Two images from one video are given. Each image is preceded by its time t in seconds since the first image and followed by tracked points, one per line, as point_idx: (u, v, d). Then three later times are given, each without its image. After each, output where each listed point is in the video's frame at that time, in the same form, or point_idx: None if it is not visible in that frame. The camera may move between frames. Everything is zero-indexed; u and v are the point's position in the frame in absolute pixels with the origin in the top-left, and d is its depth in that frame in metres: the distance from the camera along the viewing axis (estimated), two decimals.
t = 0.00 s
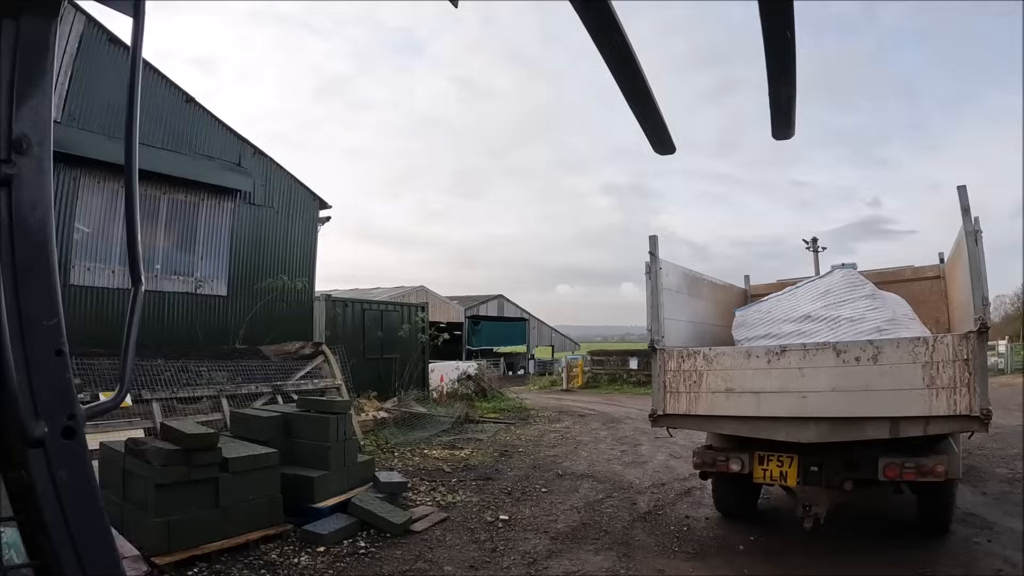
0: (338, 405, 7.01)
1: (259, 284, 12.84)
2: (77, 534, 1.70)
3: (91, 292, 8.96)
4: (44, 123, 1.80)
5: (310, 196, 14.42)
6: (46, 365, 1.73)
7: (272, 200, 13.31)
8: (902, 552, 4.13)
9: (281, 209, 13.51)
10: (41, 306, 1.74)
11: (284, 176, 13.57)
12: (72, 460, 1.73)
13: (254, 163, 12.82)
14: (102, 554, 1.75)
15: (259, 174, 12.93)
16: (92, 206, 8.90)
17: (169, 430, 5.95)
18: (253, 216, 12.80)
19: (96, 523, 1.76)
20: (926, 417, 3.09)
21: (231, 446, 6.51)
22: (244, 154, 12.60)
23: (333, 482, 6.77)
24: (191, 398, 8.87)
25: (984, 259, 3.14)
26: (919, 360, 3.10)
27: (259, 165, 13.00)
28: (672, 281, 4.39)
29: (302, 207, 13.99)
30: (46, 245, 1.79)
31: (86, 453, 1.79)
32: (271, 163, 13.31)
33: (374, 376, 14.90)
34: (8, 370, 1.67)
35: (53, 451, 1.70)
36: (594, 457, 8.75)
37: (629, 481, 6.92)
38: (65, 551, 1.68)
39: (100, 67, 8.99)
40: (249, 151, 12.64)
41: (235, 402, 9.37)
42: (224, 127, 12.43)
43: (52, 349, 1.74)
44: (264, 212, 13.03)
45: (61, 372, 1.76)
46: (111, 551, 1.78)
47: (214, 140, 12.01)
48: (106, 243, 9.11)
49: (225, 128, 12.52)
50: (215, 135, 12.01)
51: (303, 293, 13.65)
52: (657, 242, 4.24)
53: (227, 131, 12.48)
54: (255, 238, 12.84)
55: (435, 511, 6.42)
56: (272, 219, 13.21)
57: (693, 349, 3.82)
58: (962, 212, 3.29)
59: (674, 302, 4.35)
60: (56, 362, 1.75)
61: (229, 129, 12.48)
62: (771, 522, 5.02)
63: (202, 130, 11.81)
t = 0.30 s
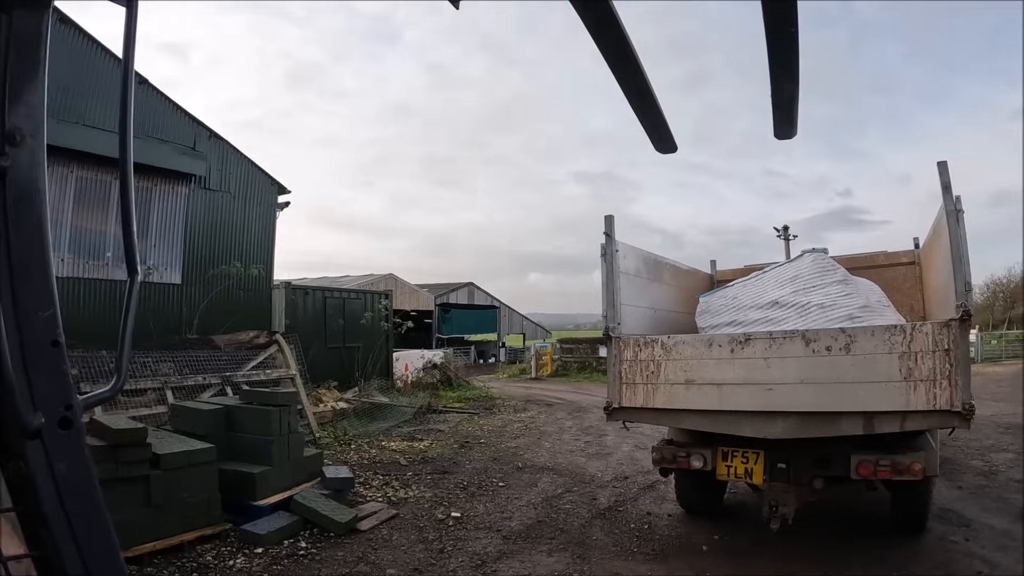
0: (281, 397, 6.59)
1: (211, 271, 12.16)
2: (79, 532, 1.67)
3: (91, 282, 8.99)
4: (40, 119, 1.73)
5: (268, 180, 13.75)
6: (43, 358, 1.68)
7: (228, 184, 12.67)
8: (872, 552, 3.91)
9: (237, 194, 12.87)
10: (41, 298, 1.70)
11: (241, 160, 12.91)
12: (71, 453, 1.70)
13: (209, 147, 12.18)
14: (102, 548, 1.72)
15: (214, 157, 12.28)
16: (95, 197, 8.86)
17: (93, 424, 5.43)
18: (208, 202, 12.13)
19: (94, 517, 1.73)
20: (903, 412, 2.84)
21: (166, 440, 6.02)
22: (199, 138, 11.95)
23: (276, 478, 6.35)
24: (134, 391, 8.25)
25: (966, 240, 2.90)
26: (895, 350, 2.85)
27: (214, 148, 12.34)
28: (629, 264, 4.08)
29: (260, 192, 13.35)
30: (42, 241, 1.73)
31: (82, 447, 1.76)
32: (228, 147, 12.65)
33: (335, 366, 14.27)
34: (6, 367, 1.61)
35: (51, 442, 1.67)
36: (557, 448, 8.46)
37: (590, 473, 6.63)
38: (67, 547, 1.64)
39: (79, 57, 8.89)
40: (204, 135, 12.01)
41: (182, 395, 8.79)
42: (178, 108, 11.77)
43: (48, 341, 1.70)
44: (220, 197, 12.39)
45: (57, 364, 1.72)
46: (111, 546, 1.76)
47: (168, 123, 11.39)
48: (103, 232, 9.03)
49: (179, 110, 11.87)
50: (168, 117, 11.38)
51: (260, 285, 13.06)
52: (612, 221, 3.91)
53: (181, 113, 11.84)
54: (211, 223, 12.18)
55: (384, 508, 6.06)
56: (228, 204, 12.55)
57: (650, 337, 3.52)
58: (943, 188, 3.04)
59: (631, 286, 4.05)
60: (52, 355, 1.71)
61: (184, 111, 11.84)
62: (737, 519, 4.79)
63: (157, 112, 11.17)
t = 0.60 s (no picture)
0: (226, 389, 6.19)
1: (169, 255, 11.47)
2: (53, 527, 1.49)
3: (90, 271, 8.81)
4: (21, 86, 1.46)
5: (235, 163, 13.13)
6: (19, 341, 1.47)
7: (194, 166, 12.09)
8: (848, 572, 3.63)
9: (203, 177, 12.27)
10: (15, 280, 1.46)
11: (206, 142, 12.32)
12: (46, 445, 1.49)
13: (174, 127, 11.60)
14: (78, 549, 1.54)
15: (179, 138, 11.70)
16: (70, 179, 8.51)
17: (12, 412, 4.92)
18: (171, 184, 11.54)
19: (70, 508, 1.55)
20: (890, 423, 2.57)
21: (97, 431, 5.53)
22: (164, 118, 11.39)
23: (217, 473, 5.93)
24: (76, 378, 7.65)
25: (965, 233, 2.64)
26: (883, 355, 2.57)
27: (179, 129, 11.76)
28: (594, 254, 3.74)
29: (226, 176, 12.75)
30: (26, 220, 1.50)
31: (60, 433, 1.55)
32: (194, 128, 12.07)
33: (302, 356, 13.67)
34: None
35: (27, 429, 1.47)
36: (522, 446, 8.11)
37: (553, 473, 6.28)
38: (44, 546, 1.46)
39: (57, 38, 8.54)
40: (169, 115, 11.47)
41: (128, 383, 8.21)
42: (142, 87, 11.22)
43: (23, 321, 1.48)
44: (185, 178, 11.81)
45: (34, 349, 1.50)
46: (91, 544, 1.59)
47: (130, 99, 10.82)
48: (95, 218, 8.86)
49: (143, 88, 11.32)
50: (132, 95, 10.83)
51: (225, 270, 12.53)
52: (575, 206, 3.55)
53: (144, 91, 11.27)
54: (174, 205, 11.58)
55: (330, 509, 5.68)
56: (192, 185, 11.96)
57: (614, 333, 3.18)
58: (941, 176, 2.78)
59: (595, 277, 3.71)
60: (27, 338, 1.49)
61: (147, 89, 11.28)
62: (705, 530, 4.48)
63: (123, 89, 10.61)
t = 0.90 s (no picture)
0: (179, 377, 5.80)
1: (140, 236, 10.88)
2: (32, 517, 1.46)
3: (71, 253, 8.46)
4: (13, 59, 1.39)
5: (216, 145, 12.56)
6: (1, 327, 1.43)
7: (172, 146, 11.48)
8: None
9: (182, 159, 11.69)
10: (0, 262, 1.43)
11: (186, 122, 11.76)
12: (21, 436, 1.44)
13: (153, 105, 11.09)
14: (52, 541, 1.50)
15: (158, 117, 11.16)
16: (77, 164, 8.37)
17: None
18: (148, 163, 10.98)
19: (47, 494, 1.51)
20: (894, 450, 2.26)
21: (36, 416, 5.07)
22: (143, 95, 10.91)
23: (165, 468, 5.53)
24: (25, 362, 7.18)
25: (986, 235, 2.32)
26: (892, 372, 2.25)
27: (158, 107, 11.24)
28: (572, 248, 3.40)
29: (206, 159, 12.17)
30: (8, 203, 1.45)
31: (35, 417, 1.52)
32: (174, 107, 11.51)
33: (276, 347, 13.16)
34: None
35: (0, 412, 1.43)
36: (496, 449, 7.74)
37: (525, 480, 5.91)
38: (19, 537, 1.44)
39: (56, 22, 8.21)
40: (149, 93, 10.95)
41: (83, 368, 7.75)
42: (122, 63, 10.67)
43: (5, 306, 1.43)
44: (163, 159, 11.22)
45: (14, 334, 1.46)
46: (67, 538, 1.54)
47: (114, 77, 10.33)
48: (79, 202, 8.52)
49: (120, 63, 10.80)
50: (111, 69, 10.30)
51: (201, 255, 11.99)
52: (552, 193, 3.20)
53: (122, 67, 10.75)
54: (149, 186, 11.01)
55: (282, 512, 5.33)
56: (170, 166, 11.35)
57: (589, 335, 2.84)
58: (961, 172, 2.46)
59: (572, 272, 3.37)
60: (8, 322, 1.45)
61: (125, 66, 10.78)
62: (682, 551, 4.15)
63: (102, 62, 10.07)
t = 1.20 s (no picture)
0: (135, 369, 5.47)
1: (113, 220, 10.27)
2: (39, 521, 1.31)
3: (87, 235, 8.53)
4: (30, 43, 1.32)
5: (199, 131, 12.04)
6: (8, 305, 1.27)
7: (154, 131, 11.02)
8: None
9: (163, 145, 11.17)
10: (10, 236, 1.28)
11: (168, 106, 11.25)
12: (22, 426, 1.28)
13: (134, 87, 10.60)
14: (55, 538, 1.34)
15: (140, 99, 10.70)
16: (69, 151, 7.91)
17: None
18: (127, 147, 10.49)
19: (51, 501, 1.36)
20: (902, 474, 1.99)
21: None
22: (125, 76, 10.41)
23: (114, 464, 5.17)
24: None
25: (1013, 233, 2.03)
26: (902, 387, 1.97)
27: (140, 89, 10.77)
28: (549, 241, 3.10)
29: (189, 145, 11.66)
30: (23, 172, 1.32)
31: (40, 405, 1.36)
32: (156, 90, 11.03)
33: (256, 341, 12.67)
34: None
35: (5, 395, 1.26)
36: (473, 453, 7.41)
37: (500, 486, 5.59)
38: (27, 540, 1.29)
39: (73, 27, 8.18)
40: (131, 74, 10.47)
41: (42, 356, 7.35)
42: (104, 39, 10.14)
43: (14, 286, 1.29)
44: (143, 143, 10.74)
45: (22, 313, 1.30)
46: (73, 533, 1.38)
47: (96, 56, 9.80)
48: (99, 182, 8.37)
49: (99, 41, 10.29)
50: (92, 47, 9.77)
51: (180, 243, 11.43)
52: (527, 178, 2.89)
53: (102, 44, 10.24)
54: (128, 170, 10.49)
55: (236, 514, 5.01)
56: (150, 151, 10.87)
57: (561, 335, 2.55)
58: (984, 162, 2.17)
59: (547, 266, 3.08)
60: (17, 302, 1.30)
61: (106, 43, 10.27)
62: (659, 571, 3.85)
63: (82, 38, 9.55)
